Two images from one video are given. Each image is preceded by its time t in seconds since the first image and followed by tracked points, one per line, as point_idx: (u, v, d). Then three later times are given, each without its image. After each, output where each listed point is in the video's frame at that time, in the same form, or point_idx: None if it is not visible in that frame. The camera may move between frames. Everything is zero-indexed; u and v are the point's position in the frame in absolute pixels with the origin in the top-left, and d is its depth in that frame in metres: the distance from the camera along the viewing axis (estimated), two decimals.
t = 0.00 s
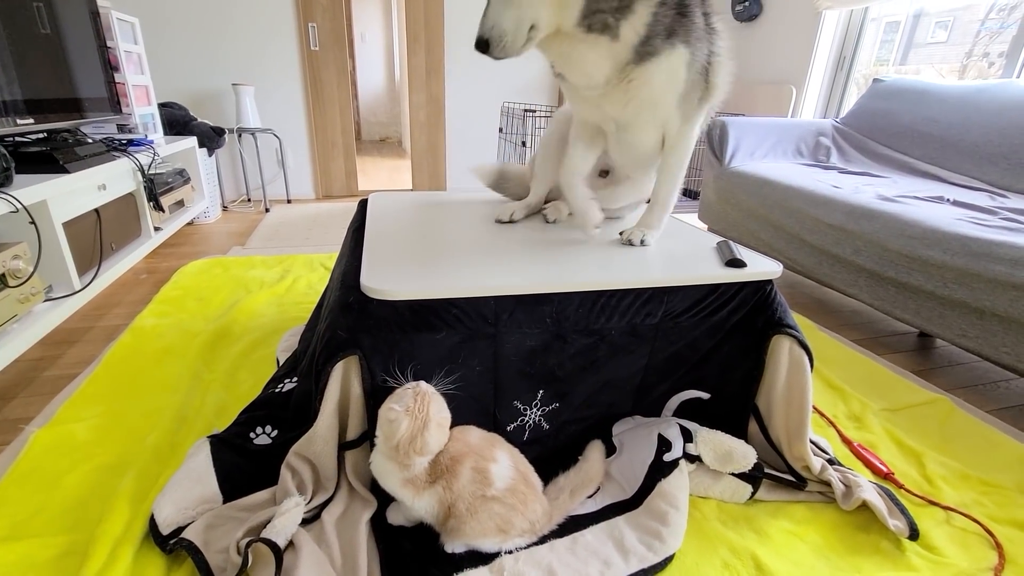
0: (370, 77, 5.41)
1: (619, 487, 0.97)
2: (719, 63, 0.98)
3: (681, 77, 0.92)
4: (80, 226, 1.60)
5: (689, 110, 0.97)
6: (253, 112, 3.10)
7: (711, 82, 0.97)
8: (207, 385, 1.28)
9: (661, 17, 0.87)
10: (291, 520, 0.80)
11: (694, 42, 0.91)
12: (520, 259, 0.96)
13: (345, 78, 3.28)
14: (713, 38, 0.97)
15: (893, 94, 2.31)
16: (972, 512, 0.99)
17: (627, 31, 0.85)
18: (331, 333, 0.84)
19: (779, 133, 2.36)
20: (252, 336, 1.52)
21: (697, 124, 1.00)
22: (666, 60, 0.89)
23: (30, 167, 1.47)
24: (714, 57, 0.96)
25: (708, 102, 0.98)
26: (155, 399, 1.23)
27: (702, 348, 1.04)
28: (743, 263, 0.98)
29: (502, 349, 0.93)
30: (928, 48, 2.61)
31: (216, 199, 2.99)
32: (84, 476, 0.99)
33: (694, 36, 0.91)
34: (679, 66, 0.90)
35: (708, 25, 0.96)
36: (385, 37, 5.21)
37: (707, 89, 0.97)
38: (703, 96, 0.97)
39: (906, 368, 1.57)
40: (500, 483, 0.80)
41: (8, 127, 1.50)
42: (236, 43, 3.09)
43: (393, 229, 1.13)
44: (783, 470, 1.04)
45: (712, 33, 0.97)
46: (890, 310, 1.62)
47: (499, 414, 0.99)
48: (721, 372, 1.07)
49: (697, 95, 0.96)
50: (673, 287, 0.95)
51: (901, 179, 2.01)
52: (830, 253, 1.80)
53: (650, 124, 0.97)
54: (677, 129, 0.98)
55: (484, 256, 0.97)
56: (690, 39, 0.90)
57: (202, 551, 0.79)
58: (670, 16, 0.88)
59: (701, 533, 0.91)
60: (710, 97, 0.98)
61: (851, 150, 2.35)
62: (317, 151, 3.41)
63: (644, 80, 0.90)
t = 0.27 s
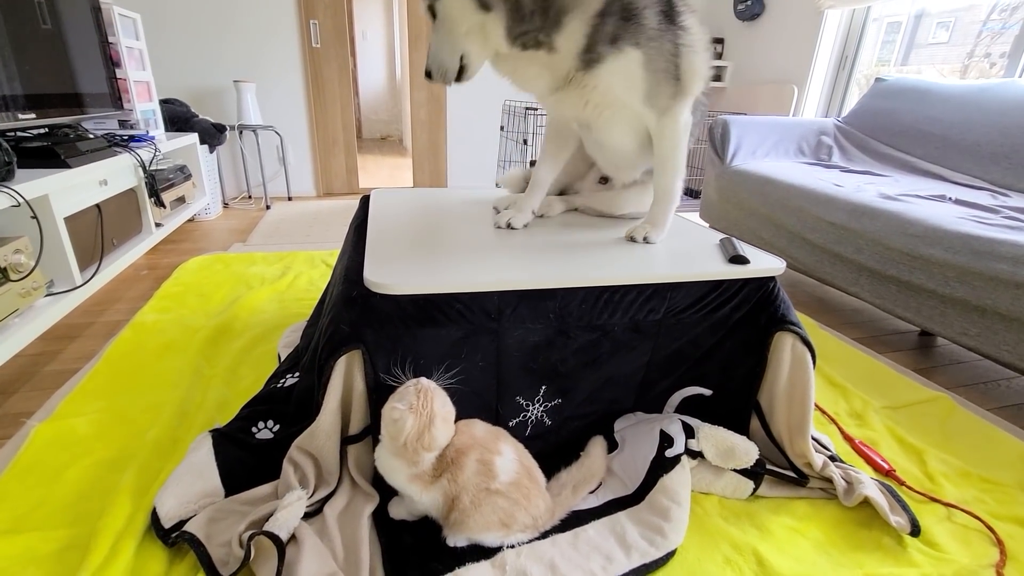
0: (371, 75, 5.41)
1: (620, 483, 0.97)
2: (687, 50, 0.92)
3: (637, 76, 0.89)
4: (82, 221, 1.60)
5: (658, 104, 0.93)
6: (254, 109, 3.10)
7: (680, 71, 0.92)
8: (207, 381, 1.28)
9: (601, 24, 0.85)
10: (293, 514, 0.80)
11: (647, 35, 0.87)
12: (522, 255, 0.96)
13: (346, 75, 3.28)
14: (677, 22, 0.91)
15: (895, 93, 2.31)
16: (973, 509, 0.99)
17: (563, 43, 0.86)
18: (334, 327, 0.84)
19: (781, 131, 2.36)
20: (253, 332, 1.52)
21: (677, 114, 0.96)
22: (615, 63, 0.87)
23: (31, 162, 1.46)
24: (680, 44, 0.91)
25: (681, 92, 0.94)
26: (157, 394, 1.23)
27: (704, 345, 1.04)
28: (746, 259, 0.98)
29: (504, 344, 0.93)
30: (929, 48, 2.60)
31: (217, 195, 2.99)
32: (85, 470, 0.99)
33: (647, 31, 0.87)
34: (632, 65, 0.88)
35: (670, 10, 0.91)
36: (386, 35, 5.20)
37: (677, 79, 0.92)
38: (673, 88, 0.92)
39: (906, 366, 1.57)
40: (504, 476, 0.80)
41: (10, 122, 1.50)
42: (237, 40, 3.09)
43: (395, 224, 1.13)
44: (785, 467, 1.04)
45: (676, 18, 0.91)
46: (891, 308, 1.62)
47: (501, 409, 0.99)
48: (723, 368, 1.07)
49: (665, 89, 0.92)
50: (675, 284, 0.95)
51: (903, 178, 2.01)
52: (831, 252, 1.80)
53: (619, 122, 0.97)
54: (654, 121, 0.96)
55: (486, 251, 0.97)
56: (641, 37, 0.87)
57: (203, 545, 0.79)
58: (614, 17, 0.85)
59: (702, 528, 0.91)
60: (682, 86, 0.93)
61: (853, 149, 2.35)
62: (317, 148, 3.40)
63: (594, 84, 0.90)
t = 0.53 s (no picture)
0: (370, 74, 5.40)
1: (620, 484, 0.97)
2: (629, 48, 0.91)
3: (580, 79, 0.89)
4: (81, 220, 1.60)
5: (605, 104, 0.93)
6: (254, 108, 3.10)
7: (626, 68, 0.91)
8: (207, 380, 1.28)
9: (538, 45, 0.87)
10: (292, 514, 0.80)
11: (585, 43, 0.88)
12: (522, 255, 0.96)
13: (346, 75, 3.28)
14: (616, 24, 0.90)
15: (894, 94, 2.31)
16: (972, 511, 0.99)
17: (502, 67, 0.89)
18: (333, 327, 0.84)
19: (780, 132, 2.37)
20: (252, 332, 1.51)
21: (637, 109, 0.94)
22: (553, 73, 0.88)
23: (30, 161, 1.46)
24: (621, 44, 0.90)
25: (632, 88, 0.92)
26: (156, 394, 1.23)
27: (703, 346, 1.04)
28: (745, 260, 0.98)
29: (504, 345, 0.93)
30: (929, 49, 2.59)
31: (217, 195, 2.99)
32: (84, 470, 0.99)
33: (583, 38, 0.88)
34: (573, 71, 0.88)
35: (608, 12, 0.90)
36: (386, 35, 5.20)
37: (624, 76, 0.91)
38: (621, 85, 0.92)
39: (906, 367, 1.57)
40: (508, 475, 0.80)
41: (9, 121, 1.50)
42: (236, 39, 3.08)
43: (394, 224, 1.13)
44: (784, 468, 1.04)
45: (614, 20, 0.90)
46: (890, 309, 1.62)
47: (500, 409, 1.00)
48: (722, 369, 1.07)
49: (611, 85, 0.91)
50: (674, 285, 0.95)
51: (903, 179, 2.02)
52: (831, 253, 1.80)
53: (572, 129, 0.97)
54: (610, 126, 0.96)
55: (485, 252, 0.98)
56: (577, 49, 0.88)
57: (203, 545, 0.79)
58: (549, 33, 0.87)
59: (702, 529, 0.91)
60: (632, 81, 0.92)
61: (852, 150, 2.35)
62: (317, 148, 3.40)
63: (538, 98, 0.92)
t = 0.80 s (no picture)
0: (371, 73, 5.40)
1: (620, 481, 0.97)
2: (576, 83, 0.94)
3: (511, 103, 0.93)
4: (82, 218, 1.60)
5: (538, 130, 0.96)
6: (254, 107, 3.10)
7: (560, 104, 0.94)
8: (207, 378, 1.28)
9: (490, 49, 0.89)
10: (293, 511, 0.80)
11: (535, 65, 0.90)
12: (522, 252, 0.96)
13: (347, 74, 3.27)
14: (573, 56, 0.92)
15: (896, 93, 2.31)
16: (973, 509, 0.99)
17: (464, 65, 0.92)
18: (334, 323, 0.84)
19: (781, 131, 2.36)
20: (253, 330, 1.51)
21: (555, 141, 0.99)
22: (498, 84, 0.91)
23: (31, 158, 1.46)
24: (567, 77, 0.93)
25: (560, 123, 0.96)
26: (156, 391, 1.23)
27: (704, 343, 1.04)
28: (746, 258, 0.98)
29: (504, 342, 0.93)
30: (930, 49, 2.59)
31: (218, 193, 2.99)
32: (84, 468, 0.99)
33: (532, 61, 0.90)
34: (511, 88, 0.92)
35: (572, 41, 0.92)
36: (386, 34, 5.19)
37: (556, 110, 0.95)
38: (551, 118, 0.95)
39: (907, 366, 1.57)
40: (515, 478, 0.80)
41: (10, 118, 1.50)
42: (237, 37, 3.08)
43: (394, 222, 1.13)
44: (785, 466, 1.04)
45: (574, 51, 0.92)
46: (891, 308, 1.62)
47: (501, 407, 1.00)
48: (722, 367, 1.07)
49: (544, 112, 0.94)
50: (675, 282, 0.95)
51: (904, 178, 2.01)
52: (832, 251, 1.80)
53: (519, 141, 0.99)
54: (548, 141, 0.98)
55: (485, 249, 0.98)
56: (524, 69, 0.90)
57: (203, 541, 0.79)
58: (504, 47, 0.89)
59: (702, 527, 0.91)
60: (562, 117, 0.96)
61: (853, 148, 2.35)
62: (318, 147, 3.40)
63: (482, 101, 0.95)
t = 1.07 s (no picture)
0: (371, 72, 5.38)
1: (621, 480, 0.97)
2: (551, 97, 0.96)
3: (483, 108, 0.97)
4: (82, 216, 1.60)
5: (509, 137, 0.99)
6: (254, 105, 3.10)
7: (532, 116, 0.97)
8: (208, 377, 1.28)
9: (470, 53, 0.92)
10: (293, 509, 0.80)
11: (512, 75, 0.94)
12: (522, 251, 0.96)
13: (347, 72, 3.27)
14: (552, 72, 0.95)
15: (896, 92, 2.30)
16: (974, 508, 0.99)
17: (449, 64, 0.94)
18: (335, 323, 0.84)
19: (781, 130, 2.36)
20: (253, 329, 1.51)
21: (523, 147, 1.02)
22: (474, 87, 0.95)
23: (31, 157, 1.46)
24: (541, 92, 0.95)
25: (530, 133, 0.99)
26: (157, 390, 1.23)
27: (705, 342, 1.04)
28: (747, 257, 0.97)
29: (505, 341, 0.93)
30: (931, 47, 2.58)
31: (218, 192, 2.99)
32: (84, 466, 0.99)
33: (508, 71, 0.93)
34: (484, 94, 0.95)
35: (552, 57, 0.94)
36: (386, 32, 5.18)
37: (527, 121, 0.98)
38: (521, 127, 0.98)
39: (907, 365, 1.57)
40: (515, 481, 0.80)
41: (10, 116, 1.50)
42: (237, 36, 3.08)
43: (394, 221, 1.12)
44: (785, 465, 1.04)
45: (553, 66, 0.95)
46: (892, 307, 1.62)
47: (501, 405, 0.99)
48: (723, 366, 1.07)
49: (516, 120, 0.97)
50: (676, 281, 0.95)
51: (904, 177, 2.01)
52: (832, 250, 1.80)
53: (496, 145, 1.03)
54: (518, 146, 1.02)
55: (486, 248, 0.97)
56: (500, 77, 0.94)
57: (204, 540, 0.79)
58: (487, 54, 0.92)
59: (703, 526, 0.91)
60: (531, 128, 0.99)
61: (854, 147, 2.35)
62: (318, 145, 3.40)
63: (462, 100, 0.99)
